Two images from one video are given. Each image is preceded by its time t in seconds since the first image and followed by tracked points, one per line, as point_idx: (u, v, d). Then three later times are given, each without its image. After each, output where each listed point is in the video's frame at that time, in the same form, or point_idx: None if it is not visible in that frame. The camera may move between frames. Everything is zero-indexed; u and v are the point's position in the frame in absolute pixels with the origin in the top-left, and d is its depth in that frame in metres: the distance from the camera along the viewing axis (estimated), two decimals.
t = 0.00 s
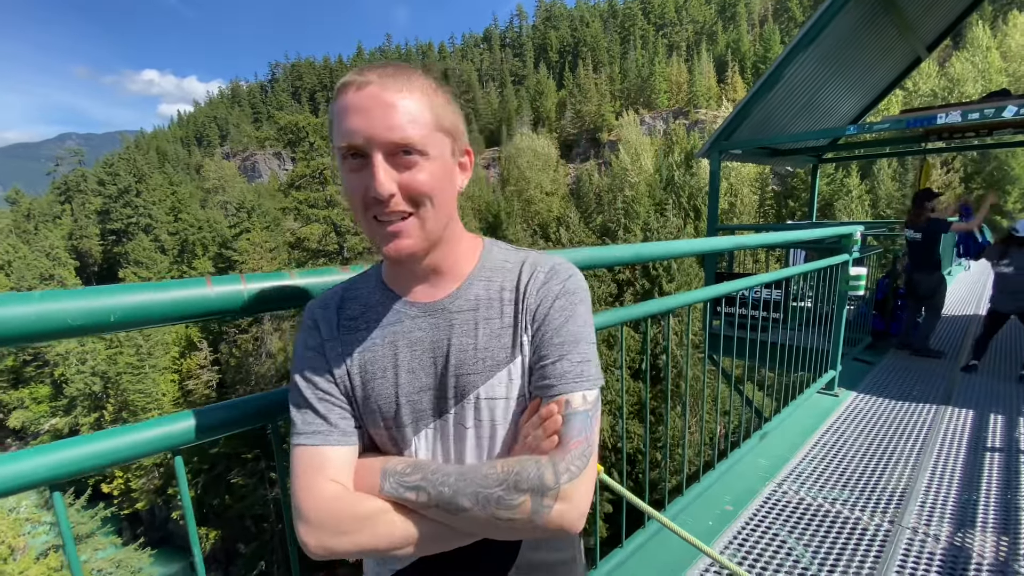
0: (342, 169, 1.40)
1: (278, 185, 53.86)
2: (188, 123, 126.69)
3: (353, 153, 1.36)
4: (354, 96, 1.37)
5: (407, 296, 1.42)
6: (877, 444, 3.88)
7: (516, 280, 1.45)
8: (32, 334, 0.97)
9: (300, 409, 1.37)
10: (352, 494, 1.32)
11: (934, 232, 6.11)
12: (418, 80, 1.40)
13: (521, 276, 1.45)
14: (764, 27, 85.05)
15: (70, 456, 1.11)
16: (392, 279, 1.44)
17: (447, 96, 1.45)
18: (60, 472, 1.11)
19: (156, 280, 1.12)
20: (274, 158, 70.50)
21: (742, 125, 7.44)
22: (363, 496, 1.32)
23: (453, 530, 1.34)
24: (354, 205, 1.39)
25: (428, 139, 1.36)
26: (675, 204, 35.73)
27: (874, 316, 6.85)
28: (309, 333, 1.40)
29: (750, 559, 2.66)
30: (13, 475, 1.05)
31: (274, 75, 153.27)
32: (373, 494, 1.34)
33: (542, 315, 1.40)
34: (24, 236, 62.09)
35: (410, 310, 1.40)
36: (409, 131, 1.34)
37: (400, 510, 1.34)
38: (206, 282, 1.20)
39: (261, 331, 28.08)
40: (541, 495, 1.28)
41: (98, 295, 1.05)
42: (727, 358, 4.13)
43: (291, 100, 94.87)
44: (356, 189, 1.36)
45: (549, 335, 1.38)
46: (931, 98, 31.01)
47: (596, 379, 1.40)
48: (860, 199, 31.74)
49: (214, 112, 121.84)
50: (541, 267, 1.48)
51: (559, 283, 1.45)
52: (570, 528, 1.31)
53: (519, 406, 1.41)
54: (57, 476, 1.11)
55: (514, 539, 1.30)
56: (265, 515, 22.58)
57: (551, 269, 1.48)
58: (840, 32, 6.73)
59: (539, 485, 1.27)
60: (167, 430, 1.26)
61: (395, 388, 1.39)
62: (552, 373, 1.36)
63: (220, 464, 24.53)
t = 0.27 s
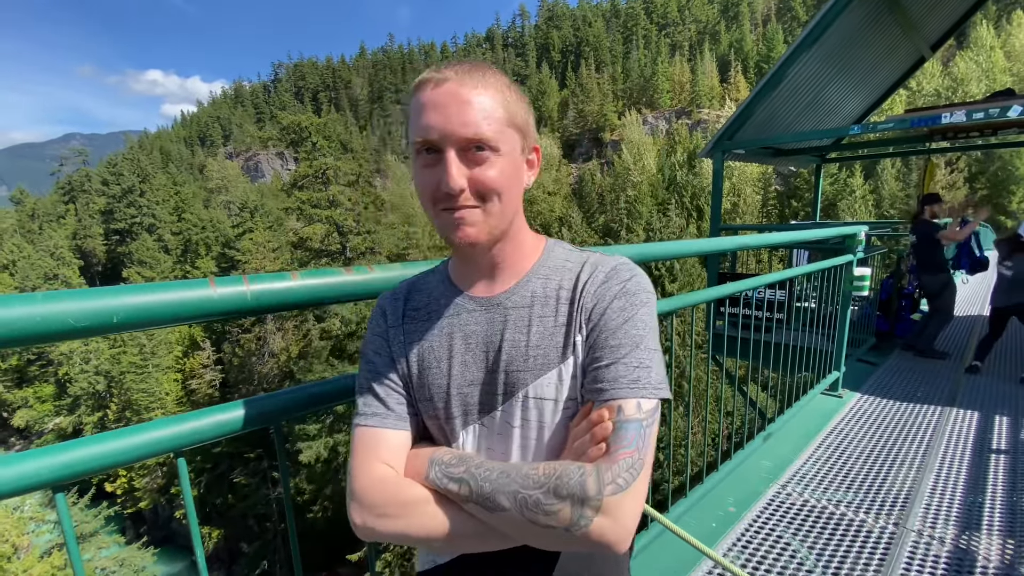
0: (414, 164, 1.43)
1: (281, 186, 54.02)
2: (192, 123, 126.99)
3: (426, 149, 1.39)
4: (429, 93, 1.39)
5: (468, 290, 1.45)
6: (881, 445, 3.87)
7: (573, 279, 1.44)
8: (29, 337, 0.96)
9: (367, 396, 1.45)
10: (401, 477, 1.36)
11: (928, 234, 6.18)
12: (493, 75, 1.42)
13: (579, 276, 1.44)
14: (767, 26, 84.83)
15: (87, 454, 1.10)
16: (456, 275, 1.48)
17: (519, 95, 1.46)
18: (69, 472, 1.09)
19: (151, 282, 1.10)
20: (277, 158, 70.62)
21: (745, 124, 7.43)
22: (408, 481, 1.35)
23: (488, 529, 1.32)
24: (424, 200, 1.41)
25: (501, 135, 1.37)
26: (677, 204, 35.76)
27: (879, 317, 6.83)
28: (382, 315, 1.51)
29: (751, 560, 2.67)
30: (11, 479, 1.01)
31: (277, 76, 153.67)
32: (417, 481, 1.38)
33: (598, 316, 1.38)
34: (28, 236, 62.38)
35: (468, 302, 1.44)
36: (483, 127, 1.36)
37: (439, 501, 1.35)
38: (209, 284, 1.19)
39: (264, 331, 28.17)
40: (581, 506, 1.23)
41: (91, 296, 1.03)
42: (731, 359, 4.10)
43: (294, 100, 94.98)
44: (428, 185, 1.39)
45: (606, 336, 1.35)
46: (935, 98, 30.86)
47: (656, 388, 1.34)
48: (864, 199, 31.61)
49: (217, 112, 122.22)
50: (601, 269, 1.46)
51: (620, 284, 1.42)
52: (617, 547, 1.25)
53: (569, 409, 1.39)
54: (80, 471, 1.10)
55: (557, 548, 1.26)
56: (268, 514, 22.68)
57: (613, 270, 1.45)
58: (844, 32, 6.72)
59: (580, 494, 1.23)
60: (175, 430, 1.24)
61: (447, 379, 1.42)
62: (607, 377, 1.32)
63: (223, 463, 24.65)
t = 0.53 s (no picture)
0: (504, 145, 1.39)
1: (283, 185, 54.04)
2: (195, 123, 127.22)
3: (521, 129, 1.36)
4: (533, 70, 1.36)
5: (542, 288, 1.44)
6: (885, 446, 3.85)
7: (655, 285, 1.41)
8: (27, 330, 0.96)
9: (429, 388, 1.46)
10: (463, 475, 1.39)
11: (940, 228, 6.15)
12: (594, 57, 1.40)
13: (661, 282, 1.41)
14: (769, 26, 84.60)
15: (80, 453, 1.08)
16: (527, 267, 1.46)
17: (615, 83, 1.45)
18: (63, 472, 1.06)
19: (148, 279, 1.09)
20: (279, 158, 70.66)
21: (748, 124, 7.41)
22: (470, 481, 1.38)
23: (549, 536, 1.36)
24: (512, 181, 1.38)
25: (601, 120, 1.36)
26: (679, 204, 35.72)
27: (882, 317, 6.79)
28: (442, 306, 1.50)
29: (756, 559, 2.66)
30: (8, 474, 1.00)
31: (280, 76, 153.83)
32: (481, 479, 1.41)
33: (682, 329, 1.36)
34: (31, 235, 62.55)
35: (537, 299, 1.43)
36: (584, 111, 1.34)
37: (501, 501, 1.39)
38: (208, 280, 1.18)
39: (266, 331, 28.18)
40: (663, 533, 1.26)
41: (83, 292, 1.01)
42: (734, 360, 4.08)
43: (296, 101, 95.09)
44: (522, 168, 1.36)
45: (691, 351, 1.35)
46: (938, 98, 30.71)
47: (734, 409, 1.35)
48: (866, 199, 31.49)
49: (220, 112, 122.49)
50: (683, 276, 1.42)
51: (706, 295, 1.40)
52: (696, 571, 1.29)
53: (644, 423, 1.39)
54: (92, 466, 1.11)
55: (627, 563, 1.30)
56: (269, 514, 22.70)
57: (698, 277, 1.42)
58: (846, 32, 6.70)
59: (661, 520, 1.26)
60: (177, 428, 1.23)
61: (514, 379, 1.42)
62: (690, 398, 1.33)
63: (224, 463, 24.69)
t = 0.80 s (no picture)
0: (566, 159, 1.38)
1: (284, 187, 54.13)
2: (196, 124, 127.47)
3: (587, 145, 1.35)
4: (604, 87, 1.35)
5: (588, 304, 1.45)
6: (882, 450, 3.87)
7: (699, 311, 1.43)
8: (36, 339, 0.99)
9: (454, 382, 1.48)
10: (489, 479, 1.43)
11: (947, 239, 6.14)
12: (666, 75, 1.38)
13: (706, 307, 1.43)
14: (770, 29, 84.54)
15: (79, 458, 1.10)
16: (568, 276, 1.48)
17: (686, 105, 1.44)
18: (63, 476, 1.08)
19: (156, 288, 1.14)
20: (280, 159, 70.73)
21: (747, 129, 7.45)
22: (496, 483, 1.43)
23: (571, 543, 1.42)
24: (568, 194, 1.37)
25: (667, 142, 1.37)
26: (680, 207, 35.80)
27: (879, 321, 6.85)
28: (470, 308, 1.51)
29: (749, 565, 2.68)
30: (12, 479, 1.02)
31: (281, 77, 154.10)
32: (508, 484, 1.45)
33: (725, 356, 1.39)
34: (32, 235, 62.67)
35: (573, 308, 1.45)
36: (651, 132, 1.34)
37: (525, 506, 1.44)
38: (208, 288, 1.20)
39: (266, 331, 28.22)
40: (691, 559, 1.33)
41: (94, 300, 1.05)
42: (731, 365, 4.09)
43: (297, 102, 95.27)
44: (583, 185, 1.36)
45: (728, 379, 1.39)
46: (939, 102, 30.69)
47: (767, 443, 1.40)
48: (866, 203, 31.44)
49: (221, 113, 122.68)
50: (729, 303, 1.44)
51: (752, 328, 1.42)
52: None
53: (673, 445, 1.43)
54: (99, 468, 1.14)
55: None
56: (269, 514, 22.76)
57: (742, 308, 1.44)
58: (846, 38, 6.73)
59: (687, 545, 1.33)
60: (178, 432, 1.25)
61: (546, 389, 1.44)
62: (726, 430, 1.37)
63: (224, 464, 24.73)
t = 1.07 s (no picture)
0: (570, 153, 1.31)
1: (283, 187, 54.10)
2: (196, 125, 127.45)
3: (593, 141, 1.29)
4: (611, 81, 1.30)
5: (575, 296, 1.40)
6: (882, 452, 3.87)
7: (678, 300, 1.42)
8: (19, 334, 0.96)
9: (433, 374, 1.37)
10: (471, 474, 1.32)
11: (944, 237, 6.10)
12: (663, 73, 1.36)
13: (684, 297, 1.43)
14: (770, 31, 84.77)
15: (73, 455, 1.08)
16: (554, 269, 1.42)
17: (679, 105, 1.42)
18: (55, 473, 1.06)
19: (149, 282, 1.11)
20: (280, 159, 70.74)
21: (746, 129, 7.45)
22: (480, 480, 1.33)
23: (561, 535, 1.35)
24: (571, 189, 1.30)
25: (668, 140, 1.35)
26: (679, 208, 35.84)
27: (880, 322, 6.83)
28: (449, 301, 1.42)
29: (751, 566, 2.66)
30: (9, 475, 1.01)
31: (281, 78, 154.10)
32: (493, 478, 1.36)
33: (705, 341, 1.40)
34: (31, 235, 62.54)
35: (562, 302, 1.39)
36: (653, 131, 1.31)
37: (515, 500, 1.35)
38: (203, 283, 1.18)
39: (265, 331, 28.15)
40: (681, 534, 1.28)
41: (88, 295, 1.03)
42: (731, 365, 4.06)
43: (297, 103, 95.29)
44: (585, 181, 1.29)
45: (707, 365, 1.38)
46: (938, 104, 30.74)
47: (748, 424, 1.40)
48: (866, 204, 31.44)
49: (220, 113, 122.61)
50: (707, 295, 1.45)
51: (728, 316, 1.44)
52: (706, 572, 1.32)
53: (657, 429, 1.41)
54: (92, 465, 1.12)
55: (641, 565, 1.30)
56: (267, 515, 22.69)
57: (718, 298, 1.45)
58: (846, 38, 6.73)
59: (679, 522, 1.29)
60: (172, 429, 1.23)
61: (533, 381, 1.38)
62: (706, 409, 1.37)
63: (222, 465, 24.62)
